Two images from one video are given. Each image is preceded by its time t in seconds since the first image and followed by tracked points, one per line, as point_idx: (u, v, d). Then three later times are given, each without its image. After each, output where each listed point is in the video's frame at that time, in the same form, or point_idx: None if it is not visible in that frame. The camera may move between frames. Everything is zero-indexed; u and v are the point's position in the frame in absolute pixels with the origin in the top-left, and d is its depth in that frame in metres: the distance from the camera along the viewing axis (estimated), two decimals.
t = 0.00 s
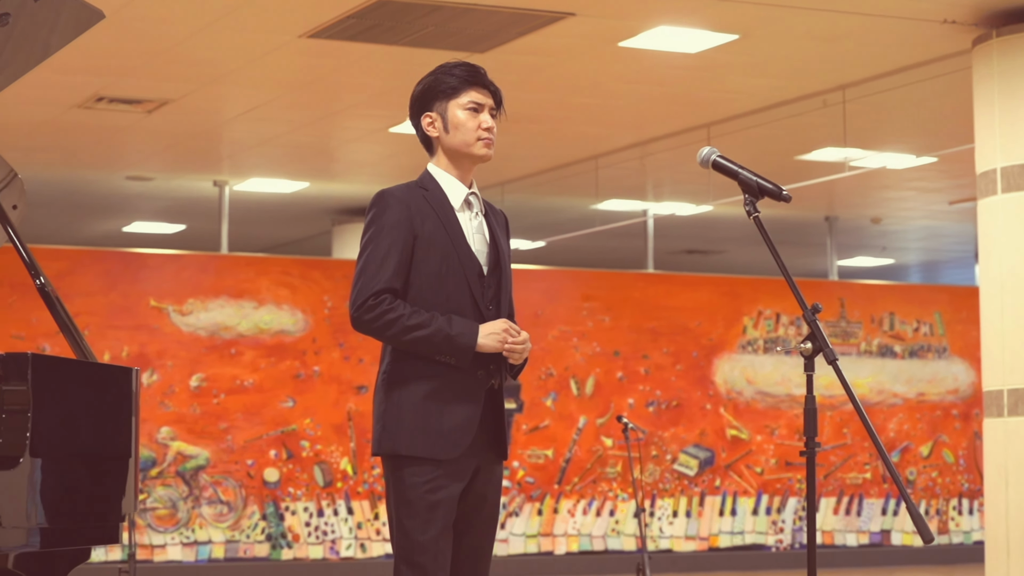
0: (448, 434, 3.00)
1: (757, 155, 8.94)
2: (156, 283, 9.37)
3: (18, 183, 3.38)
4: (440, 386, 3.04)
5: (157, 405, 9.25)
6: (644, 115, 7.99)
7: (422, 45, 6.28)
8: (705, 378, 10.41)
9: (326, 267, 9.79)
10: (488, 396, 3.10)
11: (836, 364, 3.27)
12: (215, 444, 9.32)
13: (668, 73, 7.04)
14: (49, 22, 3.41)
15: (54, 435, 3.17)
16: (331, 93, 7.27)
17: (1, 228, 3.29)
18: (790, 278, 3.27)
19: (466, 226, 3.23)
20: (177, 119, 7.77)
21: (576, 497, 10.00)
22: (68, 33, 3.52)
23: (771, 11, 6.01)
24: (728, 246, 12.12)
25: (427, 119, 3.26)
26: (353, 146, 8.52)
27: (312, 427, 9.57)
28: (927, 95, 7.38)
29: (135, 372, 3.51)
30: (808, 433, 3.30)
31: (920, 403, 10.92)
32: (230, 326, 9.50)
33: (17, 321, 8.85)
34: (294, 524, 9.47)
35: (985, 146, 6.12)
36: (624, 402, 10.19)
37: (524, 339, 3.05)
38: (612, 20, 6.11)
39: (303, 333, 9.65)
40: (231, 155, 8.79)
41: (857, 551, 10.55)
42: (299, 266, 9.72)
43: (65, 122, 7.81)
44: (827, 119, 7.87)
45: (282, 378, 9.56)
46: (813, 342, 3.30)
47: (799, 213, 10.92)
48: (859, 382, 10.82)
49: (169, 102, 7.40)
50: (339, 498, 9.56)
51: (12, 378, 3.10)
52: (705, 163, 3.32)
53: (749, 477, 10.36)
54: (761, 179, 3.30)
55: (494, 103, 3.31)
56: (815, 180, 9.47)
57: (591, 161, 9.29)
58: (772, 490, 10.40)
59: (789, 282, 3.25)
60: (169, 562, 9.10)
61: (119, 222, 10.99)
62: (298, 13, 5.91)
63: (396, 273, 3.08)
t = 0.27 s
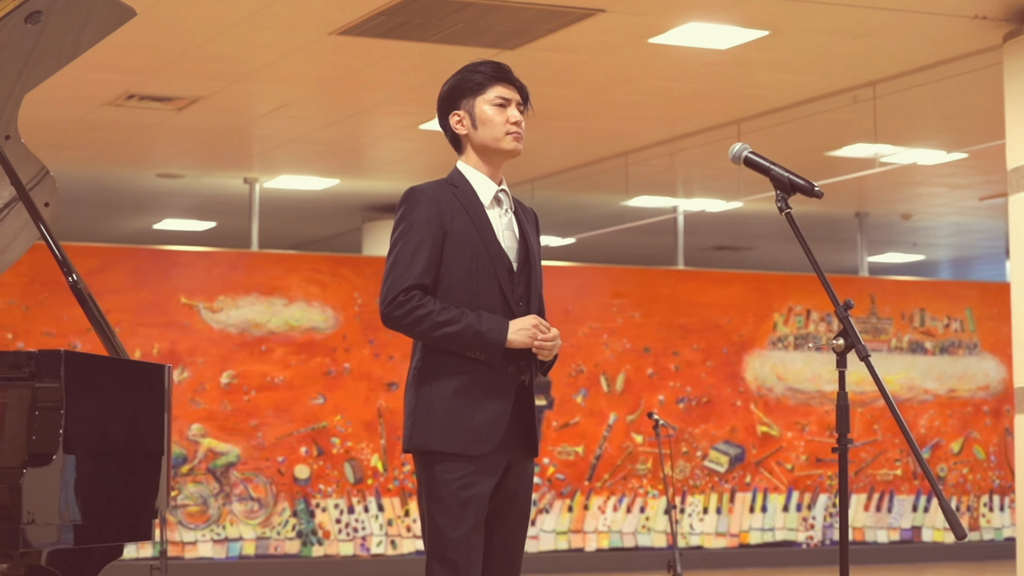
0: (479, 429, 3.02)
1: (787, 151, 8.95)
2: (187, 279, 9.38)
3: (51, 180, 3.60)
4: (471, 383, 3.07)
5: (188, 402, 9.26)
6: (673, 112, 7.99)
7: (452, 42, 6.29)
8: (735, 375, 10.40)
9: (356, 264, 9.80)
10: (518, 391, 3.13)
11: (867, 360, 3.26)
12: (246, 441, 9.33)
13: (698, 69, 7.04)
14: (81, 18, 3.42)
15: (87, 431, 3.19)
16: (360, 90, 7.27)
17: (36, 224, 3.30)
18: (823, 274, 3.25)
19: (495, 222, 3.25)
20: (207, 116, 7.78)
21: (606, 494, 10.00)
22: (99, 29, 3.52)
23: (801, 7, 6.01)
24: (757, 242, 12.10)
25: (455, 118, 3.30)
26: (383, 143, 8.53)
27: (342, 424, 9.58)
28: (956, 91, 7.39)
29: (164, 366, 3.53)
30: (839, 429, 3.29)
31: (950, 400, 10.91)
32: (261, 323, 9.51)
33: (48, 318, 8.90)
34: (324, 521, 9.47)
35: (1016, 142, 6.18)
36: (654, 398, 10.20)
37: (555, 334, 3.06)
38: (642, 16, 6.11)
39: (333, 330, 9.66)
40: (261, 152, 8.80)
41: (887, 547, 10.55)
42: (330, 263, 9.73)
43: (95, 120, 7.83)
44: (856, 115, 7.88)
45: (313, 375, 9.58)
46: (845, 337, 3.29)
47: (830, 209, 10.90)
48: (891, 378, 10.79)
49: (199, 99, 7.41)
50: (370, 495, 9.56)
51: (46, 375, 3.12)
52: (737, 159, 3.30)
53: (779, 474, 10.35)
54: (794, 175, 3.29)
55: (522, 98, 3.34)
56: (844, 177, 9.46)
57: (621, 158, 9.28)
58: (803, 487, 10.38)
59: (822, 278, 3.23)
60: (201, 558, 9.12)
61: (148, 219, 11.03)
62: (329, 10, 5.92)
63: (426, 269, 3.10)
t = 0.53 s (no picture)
0: (506, 426, 3.08)
1: (817, 147, 8.94)
2: (218, 276, 9.37)
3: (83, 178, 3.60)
4: (498, 381, 3.13)
5: (219, 399, 9.26)
6: (704, 108, 7.99)
7: (482, 39, 6.30)
8: (766, 371, 10.38)
9: (386, 261, 9.80)
10: (545, 388, 3.19)
11: (900, 356, 3.24)
12: (277, 437, 9.35)
13: (728, 65, 7.03)
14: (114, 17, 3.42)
15: (122, 426, 3.26)
16: (391, 87, 7.28)
17: (70, 222, 3.31)
18: (857, 272, 3.25)
19: (525, 220, 3.27)
20: (238, 114, 7.80)
21: (637, 490, 10.01)
22: (133, 27, 3.52)
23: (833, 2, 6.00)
24: (787, 238, 12.07)
25: (486, 115, 3.31)
26: (414, 140, 8.54)
27: (373, 420, 9.58)
28: (986, 87, 7.37)
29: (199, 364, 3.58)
30: (873, 425, 3.29)
31: (981, 396, 10.89)
32: (291, 320, 9.49)
33: (80, 316, 8.88)
34: (355, 517, 9.49)
35: None
36: (685, 394, 10.19)
37: (580, 336, 3.11)
38: (673, 12, 6.11)
39: (364, 327, 9.64)
40: (292, 150, 8.82)
41: (919, 543, 10.53)
42: (361, 260, 9.74)
43: (127, 117, 7.86)
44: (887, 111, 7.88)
45: (344, 371, 9.56)
46: (877, 333, 3.29)
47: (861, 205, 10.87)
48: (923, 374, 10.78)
49: (230, 97, 7.43)
50: (401, 491, 9.58)
51: (79, 371, 3.18)
52: (768, 155, 3.31)
53: (810, 470, 10.33)
54: (826, 171, 3.29)
55: (553, 97, 3.35)
56: (875, 172, 9.44)
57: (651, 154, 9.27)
58: (834, 483, 10.34)
59: (855, 275, 3.23)
60: (232, 555, 9.14)
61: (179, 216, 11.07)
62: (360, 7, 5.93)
63: (454, 267, 3.14)
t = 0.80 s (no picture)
0: (534, 425, 3.04)
1: (847, 143, 8.92)
2: (250, 272, 9.40)
3: (116, 172, 3.67)
4: (526, 379, 3.09)
5: (251, 396, 9.28)
6: (734, 103, 7.99)
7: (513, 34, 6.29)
8: (797, 367, 10.36)
9: (417, 256, 9.80)
10: (574, 387, 3.14)
11: (934, 351, 3.23)
12: (308, 434, 9.35)
13: (759, 61, 7.02)
14: (145, 17, 3.45)
15: (155, 421, 3.27)
16: (422, 83, 7.27)
17: (104, 219, 3.31)
18: (890, 267, 3.23)
19: (555, 218, 3.23)
20: (268, 110, 7.81)
21: (668, 486, 10.03)
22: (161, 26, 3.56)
23: None
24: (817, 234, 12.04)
25: (517, 112, 3.29)
26: (444, 136, 8.54)
27: (404, 416, 9.57)
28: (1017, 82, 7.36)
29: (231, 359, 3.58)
30: (906, 420, 3.28)
31: (1013, 392, 10.87)
32: (323, 316, 9.51)
33: (112, 311, 8.93)
34: (387, 514, 9.48)
35: None
36: (716, 390, 10.19)
37: (609, 337, 3.07)
38: (704, 7, 6.11)
39: (395, 323, 9.63)
40: (322, 146, 8.83)
41: (951, 540, 10.52)
42: (391, 256, 9.74)
43: (158, 114, 7.88)
44: (918, 105, 7.87)
45: (375, 368, 9.57)
46: (911, 329, 3.28)
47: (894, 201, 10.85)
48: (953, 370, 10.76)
49: (261, 93, 7.44)
50: (432, 487, 9.57)
51: (113, 366, 3.21)
52: (801, 150, 3.30)
53: (841, 466, 10.31)
54: (859, 166, 3.28)
55: (586, 94, 3.33)
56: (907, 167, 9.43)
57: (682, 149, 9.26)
58: (865, 479, 10.32)
59: (888, 270, 3.21)
60: (264, 551, 9.16)
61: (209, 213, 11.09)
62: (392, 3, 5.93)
63: (483, 266, 3.12)
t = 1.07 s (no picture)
0: (566, 417, 3.01)
1: (879, 138, 8.90)
2: (281, 269, 9.39)
3: (149, 170, 3.71)
4: (558, 372, 3.05)
5: (283, 392, 9.29)
6: (766, 98, 7.97)
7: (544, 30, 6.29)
8: (829, 363, 10.35)
9: (449, 252, 9.80)
10: (606, 380, 3.10)
11: (968, 346, 3.23)
12: (341, 429, 9.36)
13: (791, 56, 7.01)
14: (176, 14, 3.51)
15: (189, 415, 3.28)
16: (454, 79, 7.28)
17: (137, 214, 3.32)
18: (925, 262, 3.23)
19: (587, 212, 3.20)
20: (299, 106, 7.81)
21: (700, 482, 10.03)
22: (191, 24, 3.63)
23: None
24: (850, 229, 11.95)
25: (546, 108, 3.25)
26: (475, 131, 8.53)
27: (436, 412, 9.56)
28: None
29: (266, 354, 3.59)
30: (941, 416, 3.28)
31: None
32: (354, 312, 9.51)
33: (144, 308, 8.92)
34: (419, 509, 9.51)
35: None
36: (748, 386, 10.17)
37: (642, 330, 3.01)
38: (737, 3, 6.10)
39: (426, 319, 9.62)
40: (354, 142, 8.83)
41: (984, 535, 10.51)
42: (423, 252, 9.72)
43: (190, 110, 7.90)
44: (950, 100, 7.85)
45: (406, 363, 9.56)
46: (945, 324, 3.29)
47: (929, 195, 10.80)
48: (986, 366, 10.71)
49: (293, 89, 7.44)
50: (464, 483, 9.59)
51: (147, 362, 3.21)
52: (834, 146, 3.30)
53: (874, 461, 10.28)
54: (893, 160, 3.27)
55: (615, 90, 3.28)
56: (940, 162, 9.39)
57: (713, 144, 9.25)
58: (897, 474, 10.31)
59: (924, 266, 3.21)
60: (296, 547, 9.22)
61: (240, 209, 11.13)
62: None
63: (515, 259, 3.09)
